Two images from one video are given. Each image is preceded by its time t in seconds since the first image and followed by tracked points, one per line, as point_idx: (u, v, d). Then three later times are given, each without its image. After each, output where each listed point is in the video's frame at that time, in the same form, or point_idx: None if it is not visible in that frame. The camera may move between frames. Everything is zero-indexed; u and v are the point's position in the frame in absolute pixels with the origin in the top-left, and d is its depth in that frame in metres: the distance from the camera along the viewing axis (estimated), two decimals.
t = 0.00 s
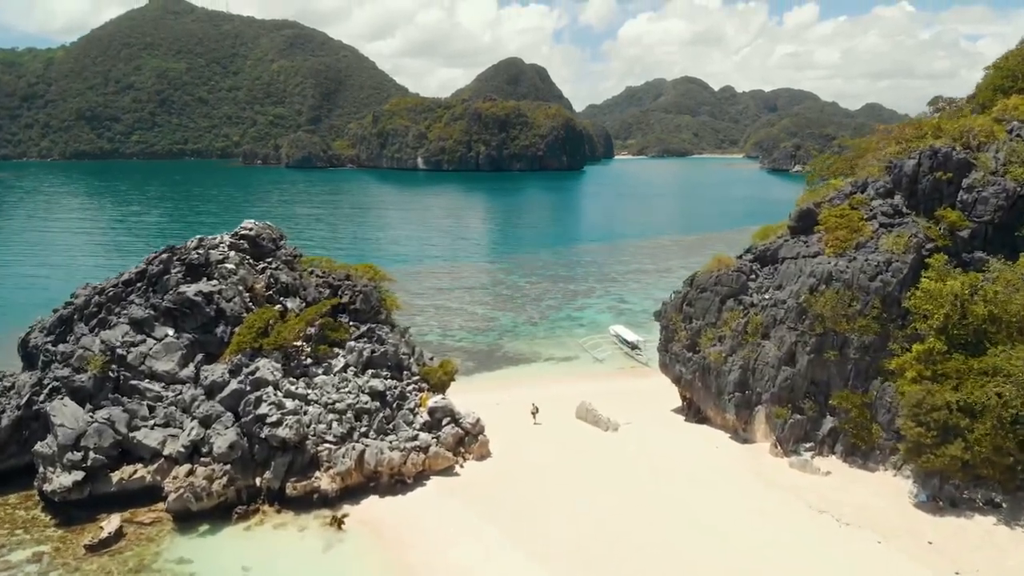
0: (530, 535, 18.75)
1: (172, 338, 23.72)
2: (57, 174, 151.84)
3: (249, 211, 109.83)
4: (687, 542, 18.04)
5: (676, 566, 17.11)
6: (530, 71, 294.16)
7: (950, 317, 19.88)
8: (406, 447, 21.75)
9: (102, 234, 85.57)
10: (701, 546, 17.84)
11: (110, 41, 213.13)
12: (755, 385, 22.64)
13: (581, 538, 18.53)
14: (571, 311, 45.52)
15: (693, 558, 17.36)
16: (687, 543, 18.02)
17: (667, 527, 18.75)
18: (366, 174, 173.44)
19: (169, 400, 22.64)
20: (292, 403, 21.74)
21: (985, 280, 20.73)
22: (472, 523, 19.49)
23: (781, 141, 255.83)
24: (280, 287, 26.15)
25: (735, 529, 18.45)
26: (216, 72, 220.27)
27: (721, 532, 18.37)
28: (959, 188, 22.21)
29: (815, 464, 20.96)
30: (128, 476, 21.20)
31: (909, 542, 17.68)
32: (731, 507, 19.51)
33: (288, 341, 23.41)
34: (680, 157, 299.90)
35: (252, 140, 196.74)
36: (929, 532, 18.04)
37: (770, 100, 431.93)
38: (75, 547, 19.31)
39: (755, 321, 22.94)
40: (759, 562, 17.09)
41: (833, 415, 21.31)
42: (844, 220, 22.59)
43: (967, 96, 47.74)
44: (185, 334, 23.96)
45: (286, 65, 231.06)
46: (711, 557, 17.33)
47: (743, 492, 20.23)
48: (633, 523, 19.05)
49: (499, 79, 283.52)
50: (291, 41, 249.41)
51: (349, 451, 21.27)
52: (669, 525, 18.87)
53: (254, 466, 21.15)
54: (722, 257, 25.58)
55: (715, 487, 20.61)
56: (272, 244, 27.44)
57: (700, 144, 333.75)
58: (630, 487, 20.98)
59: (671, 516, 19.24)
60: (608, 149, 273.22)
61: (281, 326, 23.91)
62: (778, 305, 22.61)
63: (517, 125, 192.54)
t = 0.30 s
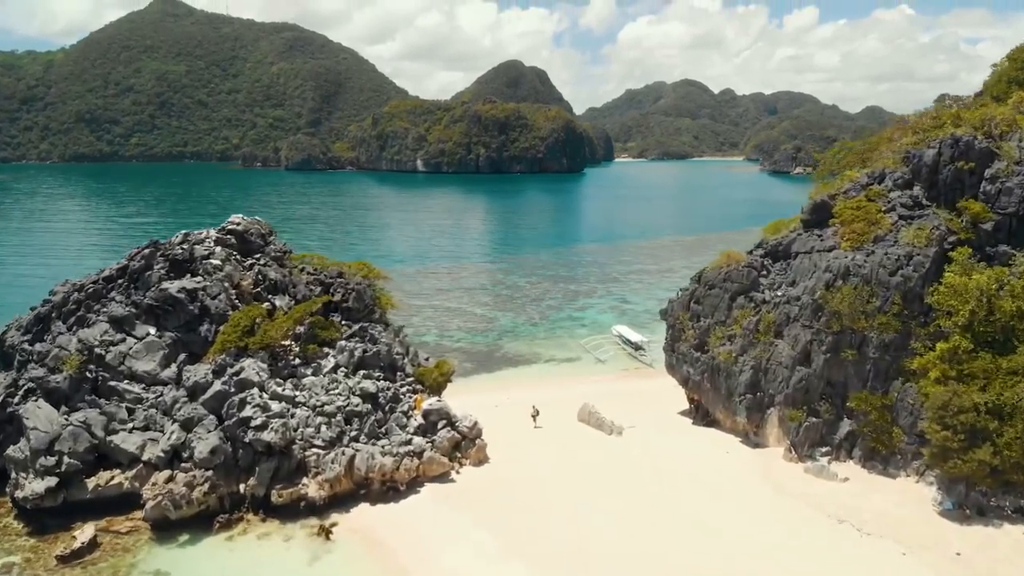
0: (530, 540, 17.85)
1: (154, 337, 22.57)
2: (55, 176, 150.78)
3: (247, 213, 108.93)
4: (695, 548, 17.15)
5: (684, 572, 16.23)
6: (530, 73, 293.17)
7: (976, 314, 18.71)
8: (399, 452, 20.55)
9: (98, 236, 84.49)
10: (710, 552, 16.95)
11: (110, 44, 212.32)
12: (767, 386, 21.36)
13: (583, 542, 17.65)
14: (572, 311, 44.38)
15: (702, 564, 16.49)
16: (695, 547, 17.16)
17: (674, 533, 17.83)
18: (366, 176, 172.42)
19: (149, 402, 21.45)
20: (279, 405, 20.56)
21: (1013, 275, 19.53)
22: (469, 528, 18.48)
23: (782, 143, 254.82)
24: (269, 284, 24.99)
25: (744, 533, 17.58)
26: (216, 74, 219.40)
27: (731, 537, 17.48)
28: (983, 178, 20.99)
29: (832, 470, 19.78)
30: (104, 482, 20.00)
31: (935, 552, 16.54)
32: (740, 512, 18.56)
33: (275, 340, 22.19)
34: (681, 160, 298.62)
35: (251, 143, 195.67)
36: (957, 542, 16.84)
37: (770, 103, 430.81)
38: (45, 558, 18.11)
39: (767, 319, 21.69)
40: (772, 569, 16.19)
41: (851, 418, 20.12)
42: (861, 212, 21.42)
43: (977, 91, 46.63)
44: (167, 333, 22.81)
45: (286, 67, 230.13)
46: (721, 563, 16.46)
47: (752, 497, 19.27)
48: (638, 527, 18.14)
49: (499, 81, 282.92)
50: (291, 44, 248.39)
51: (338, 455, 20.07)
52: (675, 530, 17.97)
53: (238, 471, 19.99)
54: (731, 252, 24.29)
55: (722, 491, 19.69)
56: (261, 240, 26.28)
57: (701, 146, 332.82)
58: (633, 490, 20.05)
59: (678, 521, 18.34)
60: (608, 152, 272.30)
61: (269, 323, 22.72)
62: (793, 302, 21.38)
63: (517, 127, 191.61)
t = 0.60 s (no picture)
0: (529, 540, 17.25)
1: (137, 336, 21.62)
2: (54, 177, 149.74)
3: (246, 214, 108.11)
4: (697, 549, 16.61)
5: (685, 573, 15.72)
6: (530, 75, 292.18)
7: (1000, 310, 17.75)
8: (393, 456, 19.51)
9: (95, 237, 83.58)
10: (713, 554, 16.39)
11: (110, 45, 211.45)
12: (778, 388, 20.38)
13: (583, 544, 17.04)
14: (573, 311, 43.50)
15: (703, 565, 15.99)
16: (698, 549, 16.60)
17: (677, 535, 17.24)
18: (366, 177, 171.63)
19: (132, 404, 20.50)
20: (266, 407, 19.59)
21: None
22: (465, 531, 17.73)
23: (782, 144, 253.91)
24: (259, 281, 24.04)
25: (747, 534, 17.02)
26: (216, 76, 218.51)
27: (733, 537, 16.96)
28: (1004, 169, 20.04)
29: (847, 475, 18.81)
30: (83, 487, 19.00)
31: (958, 562, 15.59)
32: (745, 514, 17.91)
33: (263, 339, 21.20)
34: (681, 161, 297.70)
35: (251, 144, 194.66)
36: (982, 552, 15.86)
37: (770, 104, 430.02)
38: (17, 569, 17.12)
39: (778, 317, 20.72)
40: (775, 570, 15.67)
41: (866, 420, 19.15)
42: (876, 205, 20.49)
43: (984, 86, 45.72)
44: (151, 332, 21.87)
45: (286, 68, 229.24)
46: (723, 564, 15.95)
47: (757, 500, 18.60)
48: (641, 529, 17.53)
49: (499, 83, 282.20)
50: (291, 45, 247.33)
51: (328, 459, 19.10)
52: (677, 531, 17.40)
53: (223, 476, 19.05)
54: (739, 248, 23.30)
55: (724, 492, 19.09)
56: (250, 236, 25.34)
57: (701, 148, 331.96)
58: (634, 491, 19.43)
59: (681, 522, 17.74)
60: (608, 153, 271.39)
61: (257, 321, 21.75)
62: (804, 299, 20.42)
63: (517, 128, 190.77)
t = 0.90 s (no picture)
0: (529, 544, 16.43)
1: (117, 334, 20.59)
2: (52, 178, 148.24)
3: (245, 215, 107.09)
4: (705, 553, 15.79)
5: None
6: (530, 77, 290.88)
7: None
8: (384, 461, 18.41)
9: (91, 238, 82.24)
10: (723, 559, 15.56)
11: (110, 47, 210.26)
12: (792, 388, 19.29)
13: (585, 548, 16.22)
14: (574, 311, 42.45)
15: (709, 568, 15.24)
16: (705, 554, 15.77)
17: (683, 539, 16.41)
18: (366, 179, 170.65)
19: (110, 405, 19.46)
20: (251, 408, 18.53)
21: None
22: (460, 538, 16.76)
23: (783, 146, 253.01)
24: (246, 277, 22.95)
25: (756, 538, 16.21)
26: (215, 78, 217.39)
27: (741, 541, 16.15)
28: None
29: (866, 481, 17.73)
30: (57, 493, 17.91)
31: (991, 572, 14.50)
32: (755, 518, 17.01)
33: (248, 337, 20.12)
34: (681, 164, 296.55)
35: (250, 146, 193.46)
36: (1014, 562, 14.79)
37: (769, 106, 428.84)
38: None
39: (791, 313, 19.64)
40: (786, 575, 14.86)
41: (885, 423, 18.11)
42: (894, 197, 19.50)
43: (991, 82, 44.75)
44: (132, 329, 20.83)
45: (286, 70, 228.18)
46: (729, 567, 15.20)
47: (767, 504, 17.67)
48: (646, 533, 16.69)
49: (499, 85, 281.10)
50: (291, 47, 246.23)
51: (316, 465, 18.03)
52: (683, 535, 16.57)
53: (205, 481, 18.01)
54: (749, 242, 22.22)
55: (732, 496, 18.19)
56: (238, 231, 24.27)
57: (701, 150, 330.93)
58: (638, 494, 18.54)
59: (688, 526, 16.91)
60: (609, 155, 270.25)
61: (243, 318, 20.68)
62: (819, 294, 19.35)
63: (517, 130, 189.85)
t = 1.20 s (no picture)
0: (528, 548, 15.52)
1: (95, 332, 19.52)
2: (49, 180, 145.76)
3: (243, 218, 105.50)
4: (716, 557, 14.87)
5: None
6: (530, 79, 289.57)
7: None
8: (375, 467, 17.27)
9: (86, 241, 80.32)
10: (734, 564, 14.67)
11: (109, 49, 207.97)
12: (807, 390, 18.20)
13: (588, 551, 15.34)
14: (575, 312, 41.41)
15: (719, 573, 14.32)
16: (715, 558, 14.87)
17: (691, 543, 15.48)
18: (366, 181, 169.34)
19: (85, 407, 18.39)
20: (234, 411, 17.44)
21: None
22: (456, 545, 15.72)
23: (783, 148, 252.32)
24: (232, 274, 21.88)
25: (769, 543, 15.26)
26: (215, 80, 215.72)
27: (753, 546, 15.20)
28: None
29: (888, 488, 16.62)
30: (28, 501, 16.84)
31: None
32: (769, 523, 16.05)
33: (232, 336, 19.01)
34: (681, 166, 295.18)
35: (250, 148, 191.74)
36: None
37: (769, 108, 428.00)
38: None
39: (806, 310, 18.57)
40: None
41: (907, 426, 17.02)
42: (915, 187, 18.45)
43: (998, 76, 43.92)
44: (111, 328, 19.77)
45: (286, 73, 226.95)
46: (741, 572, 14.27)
47: (780, 508, 16.70)
48: (653, 537, 15.76)
49: (499, 87, 279.67)
50: (291, 50, 244.78)
51: (302, 470, 16.93)
52: (691, 539, 15.65)
53: (184, 488, 16.93)
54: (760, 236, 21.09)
55: (743, 500, 17.16)
56: (225, 225, 23.21)
57: (702, 153, 329.93)
58: (644, 498, 17.54)
59: (697, 530, 15.95)
60: (608, 157, 269.05)
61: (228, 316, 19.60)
62: (835, 289, 18.29)
63: (517, 132, 188.88)
